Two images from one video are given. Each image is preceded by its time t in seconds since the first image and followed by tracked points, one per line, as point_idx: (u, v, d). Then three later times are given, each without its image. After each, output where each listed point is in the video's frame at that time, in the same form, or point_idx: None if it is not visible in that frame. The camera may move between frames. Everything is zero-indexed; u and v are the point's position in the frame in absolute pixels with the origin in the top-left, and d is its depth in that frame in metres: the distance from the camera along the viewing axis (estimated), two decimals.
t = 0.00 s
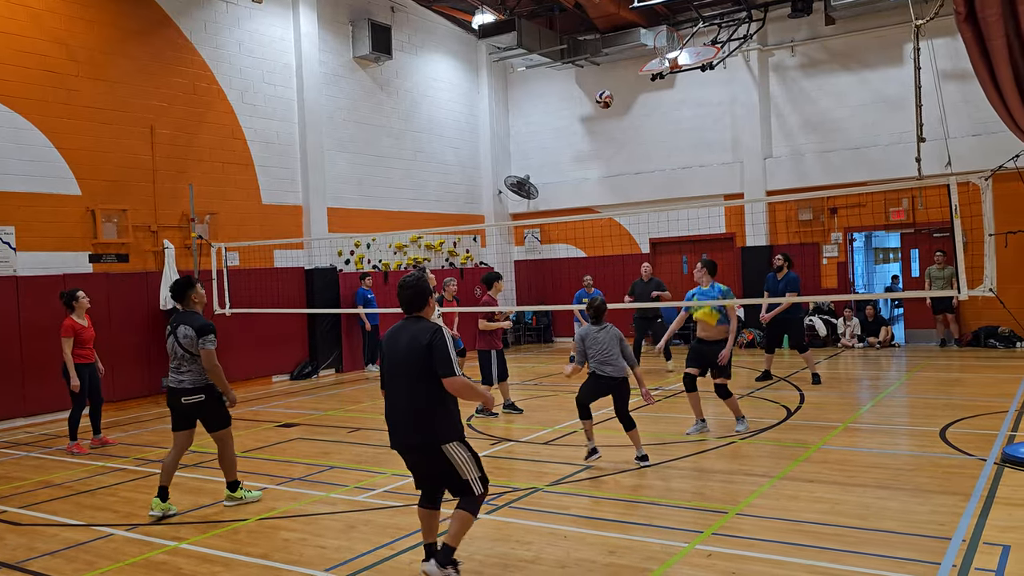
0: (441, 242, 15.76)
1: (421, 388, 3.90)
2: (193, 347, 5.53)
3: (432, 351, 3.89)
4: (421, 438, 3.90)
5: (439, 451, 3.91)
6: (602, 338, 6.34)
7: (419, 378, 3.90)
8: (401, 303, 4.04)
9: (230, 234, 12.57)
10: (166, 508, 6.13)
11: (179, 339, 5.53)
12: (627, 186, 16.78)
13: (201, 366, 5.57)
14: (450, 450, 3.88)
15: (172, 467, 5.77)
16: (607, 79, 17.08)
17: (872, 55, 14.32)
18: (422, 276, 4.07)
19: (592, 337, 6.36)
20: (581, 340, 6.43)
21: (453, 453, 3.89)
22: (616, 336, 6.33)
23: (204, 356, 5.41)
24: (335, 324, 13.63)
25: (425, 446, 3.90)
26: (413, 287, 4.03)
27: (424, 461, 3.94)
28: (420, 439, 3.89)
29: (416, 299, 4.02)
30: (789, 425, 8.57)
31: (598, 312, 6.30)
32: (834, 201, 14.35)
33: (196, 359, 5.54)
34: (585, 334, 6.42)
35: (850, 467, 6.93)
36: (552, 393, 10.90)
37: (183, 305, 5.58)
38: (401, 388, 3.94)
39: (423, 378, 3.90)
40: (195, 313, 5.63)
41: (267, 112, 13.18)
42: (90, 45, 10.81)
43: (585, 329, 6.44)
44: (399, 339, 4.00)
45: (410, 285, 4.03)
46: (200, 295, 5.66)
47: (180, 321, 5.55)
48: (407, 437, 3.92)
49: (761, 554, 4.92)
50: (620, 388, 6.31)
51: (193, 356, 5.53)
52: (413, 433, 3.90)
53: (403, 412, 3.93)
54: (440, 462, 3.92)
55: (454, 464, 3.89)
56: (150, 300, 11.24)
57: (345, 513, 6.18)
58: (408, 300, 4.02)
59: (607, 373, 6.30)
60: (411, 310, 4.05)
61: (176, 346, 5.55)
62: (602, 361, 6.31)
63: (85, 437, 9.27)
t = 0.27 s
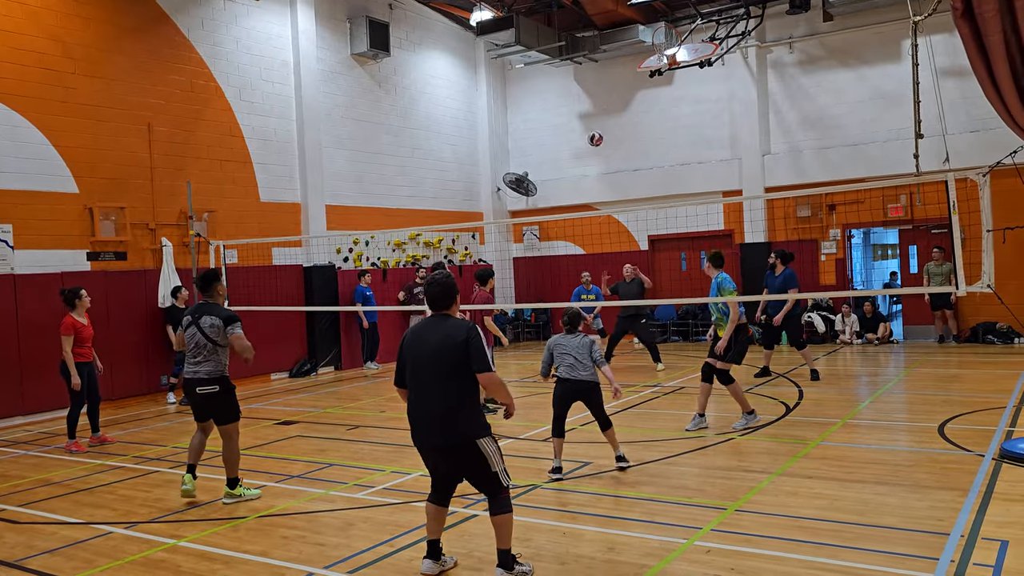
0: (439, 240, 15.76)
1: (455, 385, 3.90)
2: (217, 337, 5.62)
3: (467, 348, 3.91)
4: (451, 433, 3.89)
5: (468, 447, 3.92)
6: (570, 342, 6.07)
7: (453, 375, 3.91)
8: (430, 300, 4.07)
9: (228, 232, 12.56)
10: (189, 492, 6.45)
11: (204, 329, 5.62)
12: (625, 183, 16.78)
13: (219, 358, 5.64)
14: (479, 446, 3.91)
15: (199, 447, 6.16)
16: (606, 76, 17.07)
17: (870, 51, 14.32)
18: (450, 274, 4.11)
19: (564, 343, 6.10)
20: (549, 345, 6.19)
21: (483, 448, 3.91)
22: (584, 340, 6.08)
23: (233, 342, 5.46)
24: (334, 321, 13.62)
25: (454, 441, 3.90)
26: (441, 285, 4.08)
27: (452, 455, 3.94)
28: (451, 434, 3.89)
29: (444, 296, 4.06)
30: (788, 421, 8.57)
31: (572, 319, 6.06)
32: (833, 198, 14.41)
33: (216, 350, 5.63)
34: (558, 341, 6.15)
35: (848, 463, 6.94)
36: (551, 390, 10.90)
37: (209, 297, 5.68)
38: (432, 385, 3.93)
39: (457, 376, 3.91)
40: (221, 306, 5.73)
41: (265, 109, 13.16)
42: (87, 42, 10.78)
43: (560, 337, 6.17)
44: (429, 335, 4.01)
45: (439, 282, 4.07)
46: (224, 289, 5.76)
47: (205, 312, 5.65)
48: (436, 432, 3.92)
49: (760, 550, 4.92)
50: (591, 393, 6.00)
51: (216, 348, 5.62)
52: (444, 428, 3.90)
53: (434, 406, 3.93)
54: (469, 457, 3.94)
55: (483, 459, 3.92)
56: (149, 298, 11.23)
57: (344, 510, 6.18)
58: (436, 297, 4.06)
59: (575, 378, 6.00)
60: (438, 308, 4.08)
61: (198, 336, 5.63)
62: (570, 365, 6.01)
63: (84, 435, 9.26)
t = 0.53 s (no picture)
0: (439, 238, 15.77)
1: (464, 386, 3.93)
2: (220, 333, 5.63)
3: (479, 350, 3.98)
4: (459, 432, 3.90)
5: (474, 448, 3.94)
6: (567, 335, 5.87)
7: (463, 376, 3.94)
8: (438, 302, 4.08)
9: (229, 231, 12.56)
10: (195, 489, 6.50)
11: (205, 325, 5.63)
12: (625, 181, 16.77)
13: (221, 355, 5.65)
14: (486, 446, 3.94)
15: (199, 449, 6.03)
16: (606, 73, 17.06)
17: (870, 48, 14.31)
18: (458, 277, 4.15)
19: (561, 334, 5.91)
20: (545, 338, 5.97)
21: (489, 449, 3.95)
22: (582, 334, 5.89)
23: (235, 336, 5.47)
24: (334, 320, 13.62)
25: (463, 441, 3.91)
26: (452, 288, 4.09)
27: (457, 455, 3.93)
28: (461, 433, 3.90)
29: (454, 299, 4.08)
30: (788, 419, 8.58)
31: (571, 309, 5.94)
32: (833, 196, 14.42)
33: (218, 347, 5.63)
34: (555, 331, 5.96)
35: (848, 461, 6.95)
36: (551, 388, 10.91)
37: (211, 294, 5.69)
38: (441, 384, 3.93)
39: (467, 376, 3.95)
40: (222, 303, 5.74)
41: (265, 107, 13.15)
42: (87, 40, 10.78)
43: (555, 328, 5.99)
44: (439, 336, 4.02)
45: (451, 285, 4.08)
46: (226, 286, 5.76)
47: (206, 308, 5.65)
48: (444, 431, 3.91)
49: (760, 548, 4.93)
50: (585, 390, 5.76)
51: (219, 343, 5.64)
52: (454, 427, 3.91)
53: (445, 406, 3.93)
54: (475, 458, 3.95)
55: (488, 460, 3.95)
56: (148, 297, 11.23)
57: (344, 508, 6.19)
58: (447, 300, 4.07)
59: (571, 373, 5.75)
60: (447, 310, 4.10)
61: (200, 333, 5.64)
62: (567, 358, 5.79)
63: (85, 433, 9.26)
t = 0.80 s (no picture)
0: (440, 237, 15.77)
1: (423, 394, 3.74)
2: (210, 330, 5.61)
3: (436, 355, 3.77)
4: (417, 442, 3.71)
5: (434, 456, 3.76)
6: (569, 331, 5.60)
7: (421, 383, 3.74)
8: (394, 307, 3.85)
9: (230, 229, 12.57)
10: (195, 490, 6.49)
11: (196, 323, 5.61)
12: (626, 180, 16.76)
13: (212, 352, 5.64)
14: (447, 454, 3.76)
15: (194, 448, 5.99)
16: (607, 72, 17.06)
17: (871, 47, 14.30)
18: (412, 279, 3.91)
19: (564, 331, 5.62)
20: (546, 335, 5.70)
21: (451, 456, 3.77)
22: (584, 329, 5.61)
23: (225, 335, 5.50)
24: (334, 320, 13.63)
25: (422, 451, 3.72)
26: (408, 291, 3.85)
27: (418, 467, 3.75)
28: (419, 443, 3.71)
29: (411, 302, 3.85)
30: (789, 418, 8.57)
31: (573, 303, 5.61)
32: (834, 195, 14.40)
33: (209, 344, 5.62)
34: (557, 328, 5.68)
35: (849, 460, 6.94)
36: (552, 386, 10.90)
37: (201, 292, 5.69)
38: (398, 393, 3.74)
39: (425, 384, 3.75)
40: (212, 302, 5.76)
41: (266, 106, 13.15)
42: (88, 39, 10.78)
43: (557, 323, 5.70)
44: (394, 342, 3.82)
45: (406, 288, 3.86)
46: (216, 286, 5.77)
47: (196, 307, 5.65)
48: (402, 442, 3.72)
49: (761, 546, 4.93)
50: (587, 388, 5.49)
51: (210, 342, 5.63)
52: (411, 437, 3.72)
53: (401, 416, 3.72)
54: (436, 467, 3.77)
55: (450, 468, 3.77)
56: (150, 296, 11.23)
57: (345, 507, 6.19)
58: (403, 304, 3.84)
59: (571, 370, 5.49)
60: (403, 314, 3.87)
61: (190, 331, 5.62)
62: (568, 356, 5.53)
63: (86, 431, 9.27)
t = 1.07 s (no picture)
0: (443, 236, 15.78)
1: (380, 385, 3.57)
2: (203, 326, 5.67)
3: (397, 345, 3.61)
4: (375, 436, 3.55)
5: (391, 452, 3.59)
6: (570, 341, 5.25)
7: (379, 374, 3.58)
8: (355, 297, 3.71)
9: (233, 229, 12.59)
10: (198, 489, 6.46)
11: (190, 320, 5.67)
12: (628, 180, 16.76)
13: (204, 349, 5.65)
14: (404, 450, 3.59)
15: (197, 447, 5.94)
16: (610, 72, 17.05)
17: (875, 47, 14.28)
18: (377, 269, 3.76)
19: (564, 340, 5.27)
20: (546, 343, 5.35)
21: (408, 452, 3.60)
22: (585, 338, 5.24)
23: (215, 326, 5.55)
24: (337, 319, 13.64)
25: (379, 445, 3.56)
26: (370, 281, 3.70)
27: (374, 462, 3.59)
28: (375, 438, 3.55)
29: (373, 293, 3.70)
30: (792, 417, 8.57)
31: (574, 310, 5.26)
32: (837, 194, 14.38)
33: (202, 341, 5.64)
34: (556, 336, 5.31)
35: (852, 459, 6.94)
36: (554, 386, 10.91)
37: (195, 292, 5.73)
38: (356, 384, 3.59)
39: (384, 376, 3.59)
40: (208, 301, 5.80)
41: (269, 105, 13.16)
42: (92, 38, 10.80)
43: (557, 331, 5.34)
44: (356, 331, 3.67)
45: (368, 278, 3.70)
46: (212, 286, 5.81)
47: (189, 304, 5.71)
48: (359, 436, 3.56)
49: (764, 546, 4.93)
50: (589, 402, 5.16)
51: (203, 337, 5.64)
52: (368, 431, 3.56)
53: (361, 408, 3.58)
54: (392, 464, 3.60)
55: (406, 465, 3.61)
56: (154, 295, 11.24)
57: (348, 505, 6.20)
58: (365, 293, 3.70)
59: (571, 384, 5.16)
60: (365, 304, 3.72)
61: (183, 328, 5.67)
62: (567, 367, 5.19)
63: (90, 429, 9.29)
